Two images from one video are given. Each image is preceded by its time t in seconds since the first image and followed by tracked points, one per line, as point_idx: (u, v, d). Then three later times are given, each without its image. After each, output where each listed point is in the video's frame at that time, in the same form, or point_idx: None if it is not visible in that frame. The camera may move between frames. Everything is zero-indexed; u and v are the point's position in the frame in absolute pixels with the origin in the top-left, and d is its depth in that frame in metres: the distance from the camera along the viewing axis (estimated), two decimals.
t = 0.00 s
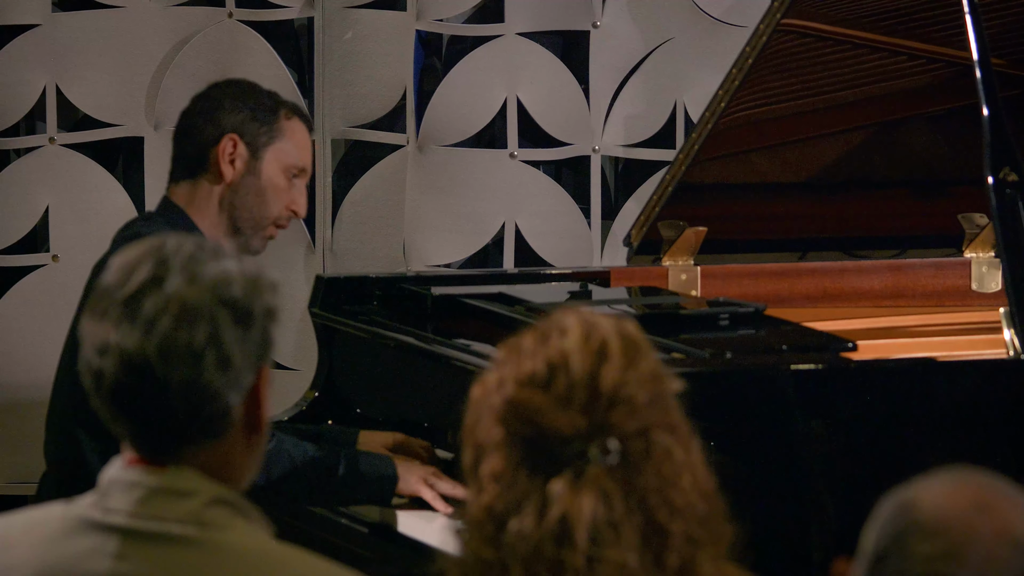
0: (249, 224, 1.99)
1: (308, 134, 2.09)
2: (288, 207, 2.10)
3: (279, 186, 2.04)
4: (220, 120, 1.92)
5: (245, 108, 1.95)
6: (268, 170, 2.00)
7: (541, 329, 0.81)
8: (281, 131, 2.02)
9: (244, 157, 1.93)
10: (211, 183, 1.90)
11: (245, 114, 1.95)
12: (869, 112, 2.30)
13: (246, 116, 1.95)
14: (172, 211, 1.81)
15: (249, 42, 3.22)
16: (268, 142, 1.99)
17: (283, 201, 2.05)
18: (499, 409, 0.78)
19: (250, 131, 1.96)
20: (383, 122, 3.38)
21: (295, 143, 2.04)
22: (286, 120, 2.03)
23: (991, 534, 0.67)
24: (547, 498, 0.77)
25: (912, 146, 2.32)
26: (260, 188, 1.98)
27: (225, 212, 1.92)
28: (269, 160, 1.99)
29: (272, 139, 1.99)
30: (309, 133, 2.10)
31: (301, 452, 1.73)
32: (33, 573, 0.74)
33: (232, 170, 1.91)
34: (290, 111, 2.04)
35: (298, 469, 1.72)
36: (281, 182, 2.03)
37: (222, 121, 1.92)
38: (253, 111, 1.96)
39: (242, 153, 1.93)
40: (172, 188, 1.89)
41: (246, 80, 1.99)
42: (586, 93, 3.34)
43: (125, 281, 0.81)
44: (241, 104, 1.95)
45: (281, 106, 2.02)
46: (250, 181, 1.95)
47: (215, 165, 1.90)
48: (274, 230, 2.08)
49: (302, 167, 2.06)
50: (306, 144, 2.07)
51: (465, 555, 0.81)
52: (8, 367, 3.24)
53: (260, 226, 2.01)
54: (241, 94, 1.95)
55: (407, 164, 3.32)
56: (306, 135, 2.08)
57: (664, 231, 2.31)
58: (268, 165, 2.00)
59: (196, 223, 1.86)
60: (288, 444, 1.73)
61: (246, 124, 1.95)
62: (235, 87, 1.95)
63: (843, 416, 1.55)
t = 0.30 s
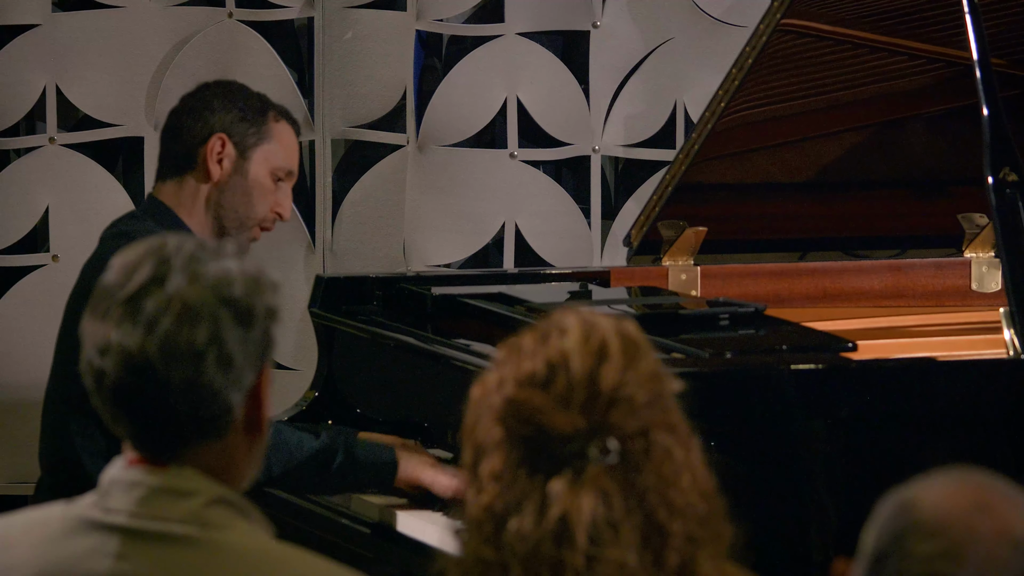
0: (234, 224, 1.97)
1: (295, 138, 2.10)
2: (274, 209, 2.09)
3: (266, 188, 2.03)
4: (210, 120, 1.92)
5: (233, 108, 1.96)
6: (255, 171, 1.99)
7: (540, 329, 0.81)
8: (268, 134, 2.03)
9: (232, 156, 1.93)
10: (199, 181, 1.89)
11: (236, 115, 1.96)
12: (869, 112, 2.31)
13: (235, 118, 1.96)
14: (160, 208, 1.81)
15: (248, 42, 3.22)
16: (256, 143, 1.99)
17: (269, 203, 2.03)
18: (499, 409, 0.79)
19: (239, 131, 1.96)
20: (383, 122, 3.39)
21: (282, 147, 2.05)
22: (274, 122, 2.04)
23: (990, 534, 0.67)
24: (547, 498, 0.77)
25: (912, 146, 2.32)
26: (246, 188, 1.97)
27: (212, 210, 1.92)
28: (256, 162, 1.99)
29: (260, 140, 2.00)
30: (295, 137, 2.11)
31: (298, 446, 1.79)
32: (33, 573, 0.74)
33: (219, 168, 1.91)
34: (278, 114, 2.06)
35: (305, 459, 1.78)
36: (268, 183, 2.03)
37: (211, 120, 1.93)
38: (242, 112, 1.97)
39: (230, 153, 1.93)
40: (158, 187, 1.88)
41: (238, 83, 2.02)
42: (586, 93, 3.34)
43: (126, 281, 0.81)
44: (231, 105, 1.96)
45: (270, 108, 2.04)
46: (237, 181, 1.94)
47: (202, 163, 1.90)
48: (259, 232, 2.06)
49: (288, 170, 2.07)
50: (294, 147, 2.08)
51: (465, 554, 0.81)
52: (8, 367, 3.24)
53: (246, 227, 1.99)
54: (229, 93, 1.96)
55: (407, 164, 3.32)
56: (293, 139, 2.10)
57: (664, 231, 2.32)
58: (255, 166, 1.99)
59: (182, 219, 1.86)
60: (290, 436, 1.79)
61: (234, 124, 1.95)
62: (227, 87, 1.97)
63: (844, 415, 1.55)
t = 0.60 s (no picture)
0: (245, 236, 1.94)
1: (319, 160, 2.03)
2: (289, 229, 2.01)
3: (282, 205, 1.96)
4: (232, 131, 1.89)
5: (258, 122, 1.93)
6: (271, 184, 1.93)
7: (539, 329, 0.81)
8: (290, 150, 1.96)
9: (250, 170, 1.89)
10: (212, 190, 1.88)
11: (259, 129, 1.92)
12: (869, 112, 2.32)
13: (258, 132, 1.92)
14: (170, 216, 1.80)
15: (249, 42, 3.23)
16: (276, 159, 1.93)
17: (282, 220, 1.97)
18: (497, 409, 0.78)
19: (260, 146, 1.91)
20: (383, 122, 3.39)
21: (303, 164, 1.97)
22: (297, 140, 1.97)
23: (989, 533, 0.67)
24: (546, 498, 0.77)
25: (911, 146, 2.32)
26: (260, 204, 1.92)
27: (222, 221, 1.90)
28: (273, 175, 1.93)
29: (280, 156, 1.94)
30: (321, 158, 2.04)
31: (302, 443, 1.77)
32: (33, 573, 0.74)
33: (236, 180, 1.88)
34: (303, 133, 1.99)
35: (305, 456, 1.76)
36: (284, 201, 1.96)
37: (237, 132, 1.90)
38: (267, 126, 1.93)
39: (248, 166, 1.89)
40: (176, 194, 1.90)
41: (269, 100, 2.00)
42: (586, 93, 3.34)
43: (125, 281, 0.81)
44: (256, 119, 1.92)
45: (295, 126, 1.98)
46: (252, 195, 1.91)
47: (218, 173, 1.87)
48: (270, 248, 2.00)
49: (307, 190, 1.99)
50: (315, 167, 2.01)
51: (464, 554, 0.81)
52: (8, 367, 3.24)
53: (257, 241, 1.96)
54: (255, 110, 1.94)
55: (407, 164, 3.32)
56: (317, 160, 2.02)
57: (664, 232, 2.31)
58: (273, 180, 1.93)
59: (190, 227, 1.84)
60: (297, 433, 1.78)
61: (257, 138, 1.91)
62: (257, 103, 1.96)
63: (843, 415, 1.55)
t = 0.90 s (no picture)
0: (257, 242, 1.92)
1: (338, 166, 2.02)
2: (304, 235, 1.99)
3: (297, 212, 1.95)
4: (251, 137, 1.89)
5: (274, 128, 1.91)
6: (286, 192, 1.92)
7: (536, 329, 0.81)
8: (308, 158, 1.95)
9: (266, 177, 1.89)
10: (227, 199, 1.86)
11: (276, 135, 1.91)
12: (869, 112, 2.31)
13: (275, 139, 1.91)
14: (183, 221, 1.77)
15: (249, 42, 3.23)
16: (293, 167, 1.92)
17: (297, 227, 1.95)
18: (495, 410, 0.78)
19: (277, 152, 1.90)
20: (383, 122, 3.39)
21: (320, 171, 1.96)
22: (315, 148, 1.96)
23: (989, 533, 0.67)
24: (545, 499, 0.77)
25: (912, 146, 2.32)
26: (275, 211, 1.91)
27: (235, 228, 1.88)
28: (289, 182, 1.92)
29: (297, 163, 1.93)
30: (339, 166, 2.03)
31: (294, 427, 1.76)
32: (32, 573, 0.74)
33: (251, 187, 1.87)
34: (322, 139, 1.99)
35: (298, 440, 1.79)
36: (299, 208, 1.95)
37: (252, 138, 1.89)
38: (285, 133, 1.92)
39: (264, 173, 1.88)
40: (188, 198, 1.88)
41: (286, 102, 1.98)
42: (586, 93, 3.34)
43: (125, 282, 0.81)
44: (271, 124, 1.91)
45: (314, 132, 1.97)
46: (268, 202, 1.90)
47: (234, 180, 1.86)
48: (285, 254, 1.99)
49: (324, 199, 1.98)
50: (333, 174, 2.00)
51: (463, 555, 0.81)
52: (7, 367, 3.24)
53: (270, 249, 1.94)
54: (271, 113, 1.93)
55: (408, 164, 3.32)
56: (336, 166, 2.02)
57: (664, 231, 2.33)
58: (288, 188, 1.92)
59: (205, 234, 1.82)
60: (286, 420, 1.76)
61: (275, 146, 1.90)
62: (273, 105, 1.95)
63: (843, 416, 1.55)
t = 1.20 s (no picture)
0: (250, 237, 1.92)
1: (322, 152, 2.02)
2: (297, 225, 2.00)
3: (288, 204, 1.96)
4: (234, 132, 1.88)
5: (258, 120, 1.91)
6: (275, 184, 1.92)
7: (535, 330, 0.81)
8: (294, 148, 1.95)
9: (252, 170, 1.88)
10: (215, 196, 1.85)
11: (260, 128, 1.91)
12: (869, 112, 2.31)
13: (258, 131, 1.90)
14: (182, 221, 1.76)
15: (248, 42, 3.23)
16: (279, 159, 1.92)
17: (289, 218, 1.95)
18: (494, 410, 0.79)
19: (262, 145, 1.90)
20: (383, 122, 3.39)
21: (307, 160, 1.97)
22: (300, 137, 1.96)
23: (989, 533, 0.67)
24: (545, 499, 0.77)
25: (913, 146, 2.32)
26: (265, 204, 1.92)
27: (229, 225, 1.88)
28: (277, 174, 1.92)
29: (284, 155, 1.93)
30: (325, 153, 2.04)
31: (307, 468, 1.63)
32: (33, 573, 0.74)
33: (239, 183, 1.87)
34: (306, 127, 1.99)
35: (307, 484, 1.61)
36: (289, 198, 1.95)
37: (235, 133, 1.88)
38: (268, 124, 1.92)
39: (250, 167, 1.88)
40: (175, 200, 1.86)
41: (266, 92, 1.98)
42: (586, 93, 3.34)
43: (125, 282, 0.81)
44: (254, 118, 1.91)
45: (298, 121, 1.97)
46: (257, 196, 1.90)
47: (221, 176, 1.85)
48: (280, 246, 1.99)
49: (312, 185, 1.99)
50: (319, 161, 2.01)
51: (464, 555, 0.81)
52: (8, 366, 3.24)
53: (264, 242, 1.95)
54: (258, 107, 1.92)
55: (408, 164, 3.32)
56: (320, 153, 2.02)
57: (665, 231, 2.32)
58: (277, 179, 1.93)
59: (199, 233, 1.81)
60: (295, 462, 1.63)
61: (257, 138, 1.90)
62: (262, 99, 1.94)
63: (843, 416, 1.55)
